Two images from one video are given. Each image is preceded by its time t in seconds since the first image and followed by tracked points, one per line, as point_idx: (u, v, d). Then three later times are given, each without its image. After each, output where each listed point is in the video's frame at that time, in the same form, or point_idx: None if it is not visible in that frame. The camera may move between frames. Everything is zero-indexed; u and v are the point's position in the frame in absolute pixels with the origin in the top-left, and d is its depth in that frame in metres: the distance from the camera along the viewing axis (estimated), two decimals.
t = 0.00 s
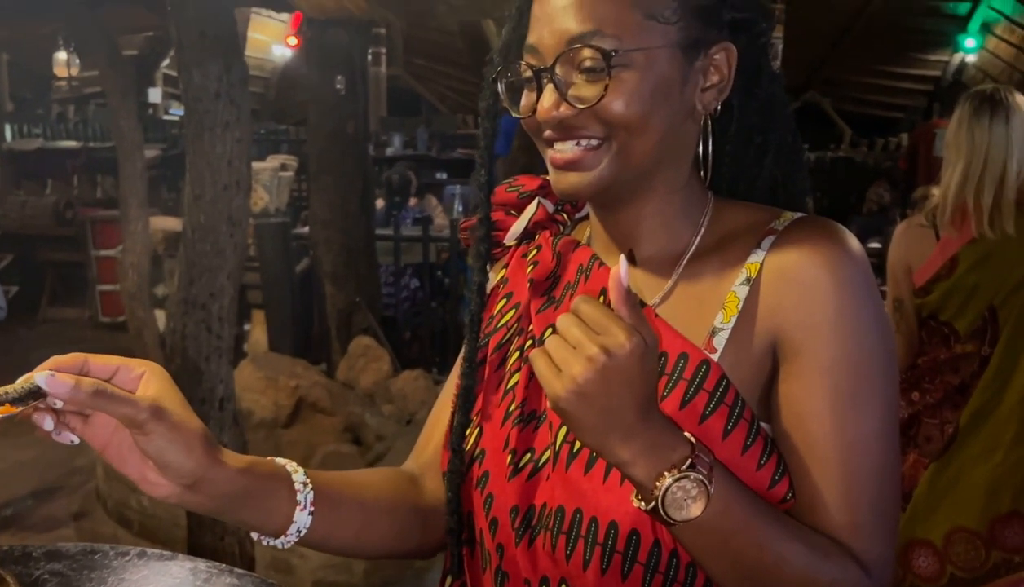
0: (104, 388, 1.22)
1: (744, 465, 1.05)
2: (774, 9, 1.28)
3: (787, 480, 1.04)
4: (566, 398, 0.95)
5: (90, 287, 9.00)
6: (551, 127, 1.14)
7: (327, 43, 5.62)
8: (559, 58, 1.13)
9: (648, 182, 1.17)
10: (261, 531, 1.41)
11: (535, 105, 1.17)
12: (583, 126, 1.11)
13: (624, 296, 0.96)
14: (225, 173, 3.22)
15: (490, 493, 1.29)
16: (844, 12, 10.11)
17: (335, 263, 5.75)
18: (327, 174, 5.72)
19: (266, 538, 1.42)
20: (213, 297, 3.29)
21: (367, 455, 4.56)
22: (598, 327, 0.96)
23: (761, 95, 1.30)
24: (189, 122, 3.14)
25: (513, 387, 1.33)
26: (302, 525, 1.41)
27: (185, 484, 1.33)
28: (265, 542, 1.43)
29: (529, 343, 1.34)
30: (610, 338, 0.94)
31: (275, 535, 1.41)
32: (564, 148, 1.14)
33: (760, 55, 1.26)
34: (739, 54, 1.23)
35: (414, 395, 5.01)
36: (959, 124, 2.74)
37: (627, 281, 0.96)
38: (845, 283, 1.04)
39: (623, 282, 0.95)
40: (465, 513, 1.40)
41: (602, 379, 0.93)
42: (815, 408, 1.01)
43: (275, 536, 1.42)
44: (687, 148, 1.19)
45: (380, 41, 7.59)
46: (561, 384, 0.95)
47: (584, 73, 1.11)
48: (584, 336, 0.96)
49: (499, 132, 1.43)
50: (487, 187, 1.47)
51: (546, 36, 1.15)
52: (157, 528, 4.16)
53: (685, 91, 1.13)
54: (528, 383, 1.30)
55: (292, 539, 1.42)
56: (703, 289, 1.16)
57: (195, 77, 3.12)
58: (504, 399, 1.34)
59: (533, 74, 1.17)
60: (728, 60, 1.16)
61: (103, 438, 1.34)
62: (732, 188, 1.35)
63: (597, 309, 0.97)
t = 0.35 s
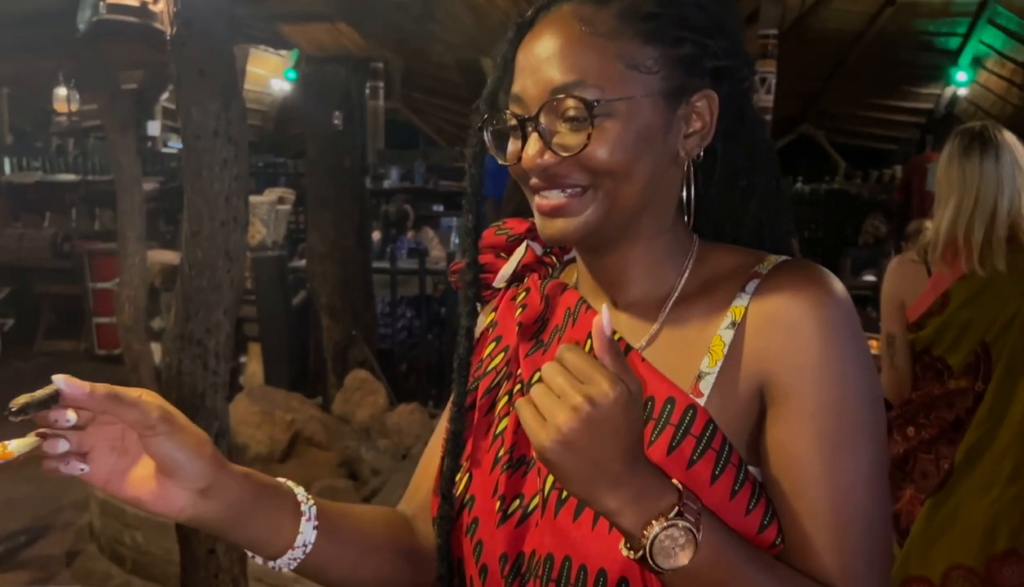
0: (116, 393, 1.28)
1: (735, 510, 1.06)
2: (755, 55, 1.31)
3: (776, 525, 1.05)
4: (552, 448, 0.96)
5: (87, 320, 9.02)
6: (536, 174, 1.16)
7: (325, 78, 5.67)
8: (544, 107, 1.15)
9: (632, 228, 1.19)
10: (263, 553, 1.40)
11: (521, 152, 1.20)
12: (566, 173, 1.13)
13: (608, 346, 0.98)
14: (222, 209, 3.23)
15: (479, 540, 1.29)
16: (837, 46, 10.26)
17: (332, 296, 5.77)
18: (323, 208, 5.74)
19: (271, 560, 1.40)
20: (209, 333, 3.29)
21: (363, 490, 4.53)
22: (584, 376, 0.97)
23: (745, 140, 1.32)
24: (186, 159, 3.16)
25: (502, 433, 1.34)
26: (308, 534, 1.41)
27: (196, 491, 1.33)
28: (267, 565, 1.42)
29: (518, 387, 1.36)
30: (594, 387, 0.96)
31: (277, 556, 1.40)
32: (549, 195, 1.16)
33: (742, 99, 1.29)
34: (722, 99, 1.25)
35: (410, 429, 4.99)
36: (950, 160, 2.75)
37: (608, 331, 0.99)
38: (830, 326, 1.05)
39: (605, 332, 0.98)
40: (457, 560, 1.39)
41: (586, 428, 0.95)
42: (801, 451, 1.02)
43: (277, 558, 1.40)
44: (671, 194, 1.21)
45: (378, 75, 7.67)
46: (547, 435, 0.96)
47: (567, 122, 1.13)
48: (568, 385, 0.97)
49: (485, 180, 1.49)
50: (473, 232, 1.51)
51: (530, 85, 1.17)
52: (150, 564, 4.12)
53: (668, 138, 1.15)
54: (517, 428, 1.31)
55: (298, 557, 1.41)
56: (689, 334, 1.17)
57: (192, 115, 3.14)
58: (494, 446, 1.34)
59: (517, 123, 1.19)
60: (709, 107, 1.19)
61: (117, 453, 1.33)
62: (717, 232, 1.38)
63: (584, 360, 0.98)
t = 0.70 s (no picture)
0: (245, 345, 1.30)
1: (727, 536, 1.07)
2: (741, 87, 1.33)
3: (768, 554, 1.07)
4: (563, 478, 0.96)
5: (89, 347, 9.05)
6: (532, 211, 1.19)
7: (328, 108, 5.74)
8: (538, 145, 1.18)
9: (627, 261, 1.21)
10: (336, 515, 1.40)
11: (517, 188, 1.22)
12: (560, 210, 1.16)
13: (623, 376, 0.99)
14: (226, 239, 3.26)
15: (473, 567, 1.31)
16: (835, 73, 10.37)
17: (335, 324, 5.78)
18: (326, 236, 5.79)
19: (347, 523, 1.40)
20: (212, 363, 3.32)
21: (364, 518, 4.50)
22: (597, 407, 0.98)
23: (735, 170, 1.34)
24: (191, 190, 3.19)
25: (494, 460, 1.35)
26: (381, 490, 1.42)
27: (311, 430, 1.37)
28: (330, 532, 1.41)
29: (511, 416, 1.37)
30: (610, 419, 0.96)
31: (346, 519, 1.40)
32: (545, 230, 1.19)
33: (733, 133, 1.31)
34: (714, 134, 1.28)
35: (412, 456, 4.99)
36: (949, 189, 2.74)
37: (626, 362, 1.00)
38: (821, 362, 1.08)
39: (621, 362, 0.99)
40: (454, 584, 1.41)
41: (601, 459, 0.95)
42: (792, 482, 1.05)
43: (351, 519, 1.40)
44: (664, 227, 1.23)
45: (381, 104, 7.73)
46: (560, 464, 0.97)
47: (562, 160, 1.16)
48: (583, 416, 0.98)
49: (482, 213, 1.52)
50: (470, 265, 1.55)
51: (525, 123, 1.19)
52: None
53: (660, 173, 1.17)
54: (510, 455, 1.34)
55: (369, 520, 1.41)
56: (680, 367, 1.18)
57: (197, 146, 3.17)
58: (487, 475, 1.36)
59: (512, 160, 1.21)
60: (701, 143, 1.21)
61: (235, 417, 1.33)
62: (710, 264, 1.39)
63: (595, 391, 0.99)
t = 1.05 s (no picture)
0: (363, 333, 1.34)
1: (726, 549, 1.06)
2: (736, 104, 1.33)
3: (768, 566, 1.07)
4: (579, 484, 0.96)
5: (92, 368, 9.06)
6: (535, 235, 1.20)
7: (331, 130, 5.77)
8: (541, 171, 1.18)
9: (628, 283, 1.22)
10: (387, 517, 1.40)
11: (519, 215, 1.23)
12: (563, 234, 1.17)
13: (645, 389, 1.01)
14: (228, 260, 3.27)
15: (473, 579, 1.32)
16: (835, 93, 10.41)
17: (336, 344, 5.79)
18: (328, 257, 5.80)
19: (398, 526, 1.40)
20: (212, 383, 3.34)
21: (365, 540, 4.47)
22: (616, 417, 0.98)
23: (733, 187, 1.35)
24: (192, 211, 3.20)
25: (493, 474, 1.36)
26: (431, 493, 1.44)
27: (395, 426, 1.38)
28: (379, 534, 1.40)
29: (511, 431, 1.38)
30: (630, 430, 0.96)
31: (395, 521, 1.40)
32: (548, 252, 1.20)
33: (730, 152, 1.31)
34: (711, 154, 1.28)
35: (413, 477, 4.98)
36: (955, 211, 2.74)
37: (648, 374, 1.02)
38: (818, 379, 1.08)
39: (645, 374, 1.01)
40: None
41: (619, 469, 0.95)
42: (791, 497, 1.05)
43: (404, 522, 1.40)
44: (664, 246, 1.23)
45: (383, 126, 7.77)
46: (577, 470, 0.96)
47: (566, 186, 1.17)
48: (603, 424, 0.97)
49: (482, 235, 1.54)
50: (473, 284, 1.57)
51: (526, 149, 1.20)
52: None
53: (660, 195, 1.18)
54: (509, 468, 1.34)
55: (421, 523, 1.41)
56: (679, 383, 1.18)
57: (199, 168, 3.19)
58: (486, 489, 1.36)
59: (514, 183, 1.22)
60: (700, 163, 1.21)
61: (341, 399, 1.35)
62: (710, 281, 1.39)
63: (614, 400, 0.99)
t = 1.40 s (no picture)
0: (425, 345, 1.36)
1: (727, 556, 1.06)
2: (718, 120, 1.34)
3: (766, 574, 1.06)
4: (628, 495, 0.96)
5: (89, 383, 9.05)
6: (556, 247, 1.19)
7: (330, 144, 5.78)
8: (562, 184, 1.19)
9: (639, 299, 1.23)
10: (404, 531, 1.36)
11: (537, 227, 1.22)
12: (586, 246, 1.17)
13: (701, 415, 1.01)
14: (225, 274, 3.26)
15: None
16: (833, 108, 10.45)
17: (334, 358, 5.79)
18: (326, 271, 5.80)
19: (415, 541, 1.36)
20: (209, 398, 3.34)
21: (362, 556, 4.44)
22: (672, 435, 0.97)
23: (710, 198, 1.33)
24: (189, 225, 3.20)
25: (488, 484, 1.37)
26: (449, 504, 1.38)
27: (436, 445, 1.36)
28: (393, 549, 1.37)
29: (506, 441, 1.40)
30: (686, 448, 0.96)
31: (408, 536, 1.36)
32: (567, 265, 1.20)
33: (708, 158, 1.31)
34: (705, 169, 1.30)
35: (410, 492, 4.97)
36: (950, 230, 2.75)
37: (709, 401, 1.03)
38: (812, 391, 1.09)
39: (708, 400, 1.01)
40: None
41: (672, 485, 0.95)
42: (789, 510, 1.05)
43: (418, 538, 1.36)
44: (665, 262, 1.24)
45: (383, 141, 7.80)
46: (627, 482, 0.96)
47: (590, 198, 1.17)
48: (655, 439, 0.97)
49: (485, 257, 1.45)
50: (476, 304, 1.48)
51: (543, 163, 1.20)
52: None
53: (671, 209, 1.20)
54: (504, 479, 1.36)
55: (439, 538, 1.37)
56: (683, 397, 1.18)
57: (195, 182, 3.18)
58: (480, 499, 1.38)
59: (533, 195, 1.22)
60: (699, 177, 1.24)
61: (393, 408, 1.35)
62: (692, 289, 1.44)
63: (667, 418, 0.98)
